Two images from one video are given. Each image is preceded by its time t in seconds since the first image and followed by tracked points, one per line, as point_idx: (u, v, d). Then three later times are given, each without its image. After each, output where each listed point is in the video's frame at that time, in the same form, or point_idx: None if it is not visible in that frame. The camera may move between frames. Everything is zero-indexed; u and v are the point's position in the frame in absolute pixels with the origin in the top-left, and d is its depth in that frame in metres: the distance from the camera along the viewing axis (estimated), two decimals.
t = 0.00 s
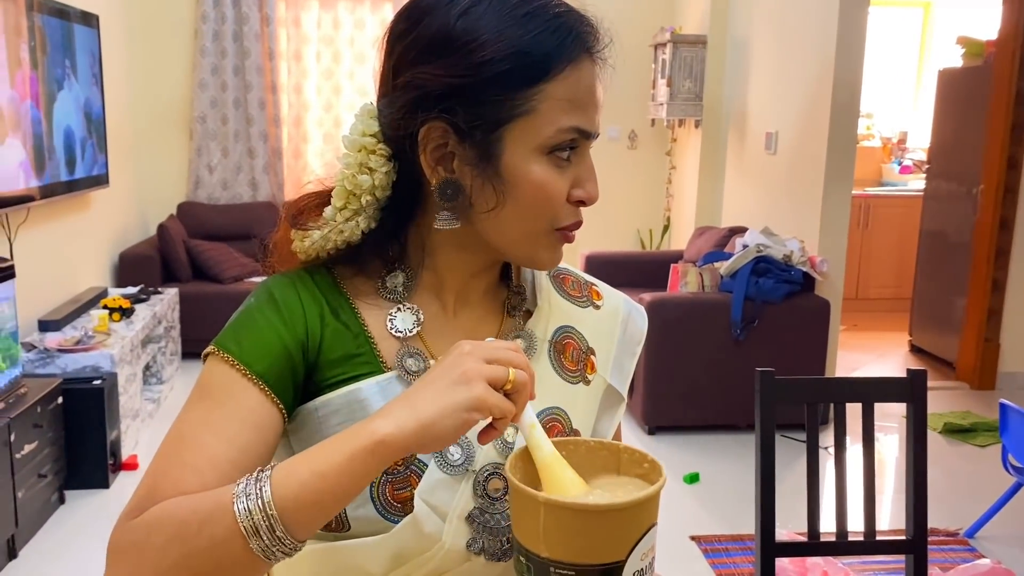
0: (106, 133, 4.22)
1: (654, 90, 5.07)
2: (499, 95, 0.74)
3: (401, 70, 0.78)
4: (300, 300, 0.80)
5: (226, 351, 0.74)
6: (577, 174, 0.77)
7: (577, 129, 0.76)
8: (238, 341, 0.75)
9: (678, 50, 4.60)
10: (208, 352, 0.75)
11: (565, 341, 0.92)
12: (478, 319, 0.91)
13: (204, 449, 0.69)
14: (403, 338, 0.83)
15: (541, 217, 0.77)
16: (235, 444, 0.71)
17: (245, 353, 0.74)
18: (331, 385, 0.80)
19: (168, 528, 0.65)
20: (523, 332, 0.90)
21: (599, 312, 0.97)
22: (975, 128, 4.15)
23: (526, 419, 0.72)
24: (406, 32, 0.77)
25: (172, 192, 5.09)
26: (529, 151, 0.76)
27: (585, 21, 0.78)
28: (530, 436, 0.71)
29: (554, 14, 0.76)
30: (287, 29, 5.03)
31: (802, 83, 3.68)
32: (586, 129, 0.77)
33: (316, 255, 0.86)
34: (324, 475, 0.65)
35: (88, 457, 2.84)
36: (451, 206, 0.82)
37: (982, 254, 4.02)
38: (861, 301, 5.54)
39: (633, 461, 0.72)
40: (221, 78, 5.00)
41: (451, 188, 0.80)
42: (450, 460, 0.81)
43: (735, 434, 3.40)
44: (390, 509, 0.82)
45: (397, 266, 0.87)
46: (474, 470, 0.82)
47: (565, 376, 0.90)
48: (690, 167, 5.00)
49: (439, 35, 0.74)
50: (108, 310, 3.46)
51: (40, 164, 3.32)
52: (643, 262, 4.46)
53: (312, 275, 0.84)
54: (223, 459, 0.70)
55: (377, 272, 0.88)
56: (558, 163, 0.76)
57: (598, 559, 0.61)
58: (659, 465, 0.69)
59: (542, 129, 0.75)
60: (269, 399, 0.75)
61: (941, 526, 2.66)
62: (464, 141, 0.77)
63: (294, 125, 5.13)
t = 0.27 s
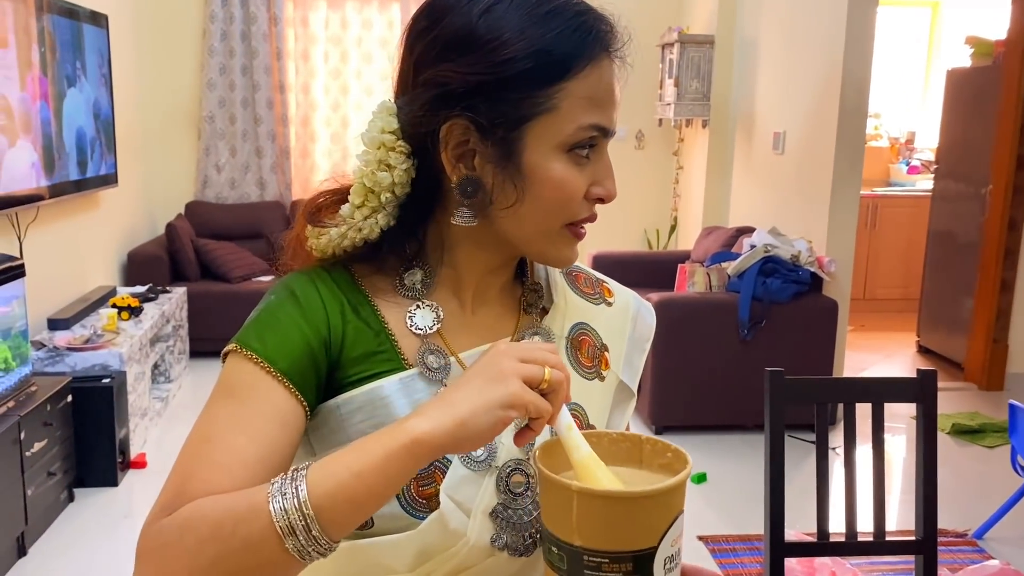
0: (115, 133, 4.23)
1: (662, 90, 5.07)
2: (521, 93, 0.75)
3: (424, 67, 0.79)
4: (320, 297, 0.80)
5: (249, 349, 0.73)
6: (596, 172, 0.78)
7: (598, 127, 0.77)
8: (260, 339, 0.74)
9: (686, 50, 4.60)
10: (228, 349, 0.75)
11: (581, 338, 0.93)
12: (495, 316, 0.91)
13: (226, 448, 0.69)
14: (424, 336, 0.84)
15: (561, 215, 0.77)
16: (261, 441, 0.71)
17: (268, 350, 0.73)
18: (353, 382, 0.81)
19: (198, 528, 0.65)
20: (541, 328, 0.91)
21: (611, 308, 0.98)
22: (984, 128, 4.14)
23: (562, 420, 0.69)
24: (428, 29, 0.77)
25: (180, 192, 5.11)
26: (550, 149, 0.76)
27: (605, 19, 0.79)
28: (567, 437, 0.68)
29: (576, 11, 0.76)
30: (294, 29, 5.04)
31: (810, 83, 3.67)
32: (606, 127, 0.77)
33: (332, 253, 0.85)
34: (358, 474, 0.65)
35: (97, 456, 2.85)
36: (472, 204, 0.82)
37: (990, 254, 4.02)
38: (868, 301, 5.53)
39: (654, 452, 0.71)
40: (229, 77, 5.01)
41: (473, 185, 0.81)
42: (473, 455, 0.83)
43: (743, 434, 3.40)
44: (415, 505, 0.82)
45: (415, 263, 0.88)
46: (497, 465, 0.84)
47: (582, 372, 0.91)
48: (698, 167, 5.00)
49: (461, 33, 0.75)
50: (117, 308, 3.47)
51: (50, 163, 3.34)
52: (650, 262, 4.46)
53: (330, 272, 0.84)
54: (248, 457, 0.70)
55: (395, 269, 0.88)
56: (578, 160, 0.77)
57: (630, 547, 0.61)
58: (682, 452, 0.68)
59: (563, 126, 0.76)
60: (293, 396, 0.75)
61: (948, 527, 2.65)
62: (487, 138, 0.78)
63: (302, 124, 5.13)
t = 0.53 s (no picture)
0: (122, 133, 4.24)
1: (667, 91, 5.06)
2: (544, 95, 0.75)
3: (448, 68, 0.78)
4: (342, 298, 0.79)
5: (272, 349, 0.72)
6: (614, 174, 0.77)
7: (617, 129, 0.76)
8: (284, 339, 0.73)
9: (692, 51, 4.58)
10: (250, 350, 0.73)
11: (596, 337, 0.93)
12: (513, 318, 0.90)
13: (255, 449, 0.67)
14: (444, 335, 0.83)
15: (580, 216, 0.77)
16: (290, 442, 0.69)
17: (293, 350, 0.72)
18: (375, 383, 0.80)
19: (228, 535, 0.64)
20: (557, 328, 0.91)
21: (623, 309, 0.98)
22: (991, 130, 4.12)
23: (589, 416, 0.69)
24: (450, 31, 0.77)
25: (186, 192, 5.12)
26: (569, 151, 0.76)
27: (624, 23, 0.79)
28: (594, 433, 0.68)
29: (597, 14, 0.76)
30: (301, 30, 5.05)
31: (817, 84, 3.67)
32: (625, 129, 0.77)
33: (349, 253, 0.84)
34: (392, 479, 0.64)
35: (103, 455, 2.85)
36: (493, 204, 0.82)
37: (996, 256, 4.01)
38: (873, 303, 5.52)
39: (671, 449, 0.71)
40: (235, 77, 5.02)
41: (494, 186, 0.80)
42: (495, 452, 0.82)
43: (749, 436, 3.39)
44: (440, 505, 0.81)
45: (433, 263, 0.87)
46: (519, 463, 0.83)
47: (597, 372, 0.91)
48: (703, 168, 4.99)
49: (484, 35, 0.75)
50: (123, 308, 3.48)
51: (56, 163, 3.34)
52: (656, 263, 4.45)
53: (350, 271, 0.83)
54: (280, 459, 0.68)
55: (412, 269, 0.87)
56: (598, 162, 0.77)
57: (653, 542, 0.61)
58: (699, 447, 0.68)
59: (584, 127, 0.76)
60: (319, 396, 0.73)
61: (956, 530, 2.64)
62: (509, 139, 0.78)
63: (308, 125, 5.13)
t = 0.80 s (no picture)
0: (129, 134, 4.26)
1: (674, 96, 5.06)
2: (554, 97, 0.75)
3: (458, 69, 0.79)
4: (353, 298, 0.79)
5: (285, 349, 0.72)
6: (622, 174, 0.78)
7: (626, 129, 0.77)
8: (295, 338, 0.72)
9: (698, 55, 4.56)
10: (262, 350, 0.73)
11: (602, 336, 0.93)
12: (521, 319, 0.90)
13: (270, 450, 0.67)
14: (454, 335, 0.83)
15: (589, 215, 0.77)
16: (305, 441, 0.69)
17: (305, 349, 0.72)
18: (385, 383, 0.79)
19: (243, 532, 0.64)
20: (565, 327, 0.91)
21: (626, 309, 0.98)
22: (998, 136, 4.12)
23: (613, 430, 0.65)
24: (460, 33, 0.78)
25: (193, 193, 5.14)
26: (580, 151, 0.77)
27: (632, 26, 0.79)
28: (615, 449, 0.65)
29: (606, 16, 0.76)
30: (308, 32, 5.06)
31: (824, 90, 3.67)
32: (633, 130, 0.78)
33: (358, 252, 0.84)
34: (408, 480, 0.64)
35: (108, 455, 2.86)
36: (504, 204, 0.82)
37: (1003, 262, 4.00)
38: (879, 309, 5.51)
39: (682, 444, 0.71)
40: (242, 79, 5.03)
41: (504, 186, 0.80)
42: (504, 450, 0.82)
43: (754, 440, 3.39)
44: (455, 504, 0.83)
45: (443, 264, 0.87)
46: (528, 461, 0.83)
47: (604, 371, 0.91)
48: (709, 173, 5.00)
49: (494, 37, 0.75)
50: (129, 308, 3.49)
51: (64, 164, 3.36)
52: (662, 267, 4.45)
53: (360, 272, 0.83)
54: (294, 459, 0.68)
55: (422, 270, 0.87)
56: (607, 162, 0.77)
57: (669, 532, 0.61)
58: (712, 442, 0.68)
59: (593, 128, 0.76)
60: (331, 396, 0.73)
61: (960, 536, 2.64)
62: (521, 140, 0.78)
63: (314, 126, 5.14)
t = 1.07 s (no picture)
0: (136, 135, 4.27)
1: (679, 102, 5.07)
2: (554, 100, 0.75)
3: (456, 75, 0.79)
4: (354, 303, 0.78)
5: (289, 356, 0.70)
6: (622, 176, 0.78)
7: (625, 132, 0.77)
8: (298, 344, 0.72)
9: (704, 62, 4.56)
10: (262, 357, 0.72)
11: (599, 340, 0.93)
12: (520, 323, 0.90)
13: (282, 461, 0.66)
14: (455, 340, 0.83)
15: (590, 218, 0.78)
16: (313, 452, 0.68)
17: (308, 355, 0.71)
18: (386, 389, 0.79)
19: (252, 547, 0.62)
20: (563, 331, 0.91)
21: (622, 313, 0.99)
22: (1004, 145, 4.11)
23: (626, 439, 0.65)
24: (458, 39, 0.78)
25: (199, 195, 5.15)
26: (582, 154, 0.77)
27: (629, 30, 0.80)
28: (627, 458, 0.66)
29: (603, 21, 0.77)
30: (315, 35, 5.07)
31: (829, 97, 3.67)
32: (632, 132, 0.78)
33: (358, 257, 0.84)
34: (420, 491, 0.64)
35: (111, 455, 2.86)
36: (506, 209, 0.82)
37: (1008, 271, 3.99)
38: (884, 317, 5.50)
39: (681, 447, 0.72)
40: (249, 82, 5.05)
41: (506, 190, 0.80)
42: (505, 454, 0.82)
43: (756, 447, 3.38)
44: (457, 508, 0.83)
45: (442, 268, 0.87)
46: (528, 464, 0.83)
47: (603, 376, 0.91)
48: (714, 180, 5.00)
49: (494, 42, 0.75)
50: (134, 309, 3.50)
51: (71, 165, 3.37)
52: (666, 273, 4.45)
53: (361, 278, 0.82)
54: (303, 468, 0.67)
55: (423, 274, 0.87)
56: (607, 164, 0.78)
57: (673, 538, 0.61)
58: (712, 446, 0.69)
59: (594, 131, 0.76)
60: (337, 404, 0.72)
61: (963, 546, 2.63)
62: (523, 145, 0.78)
63: (320, 130, 5.15)
